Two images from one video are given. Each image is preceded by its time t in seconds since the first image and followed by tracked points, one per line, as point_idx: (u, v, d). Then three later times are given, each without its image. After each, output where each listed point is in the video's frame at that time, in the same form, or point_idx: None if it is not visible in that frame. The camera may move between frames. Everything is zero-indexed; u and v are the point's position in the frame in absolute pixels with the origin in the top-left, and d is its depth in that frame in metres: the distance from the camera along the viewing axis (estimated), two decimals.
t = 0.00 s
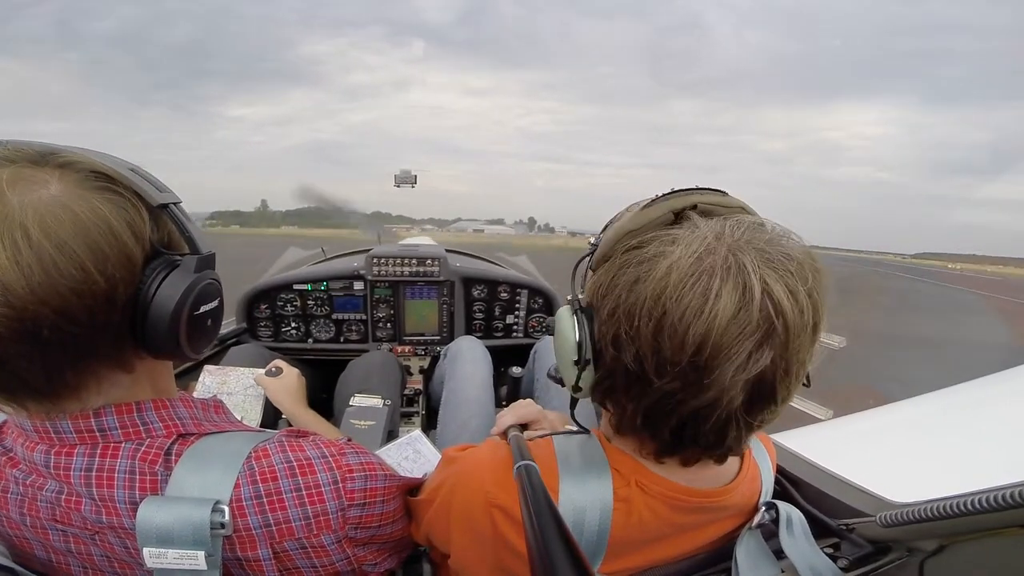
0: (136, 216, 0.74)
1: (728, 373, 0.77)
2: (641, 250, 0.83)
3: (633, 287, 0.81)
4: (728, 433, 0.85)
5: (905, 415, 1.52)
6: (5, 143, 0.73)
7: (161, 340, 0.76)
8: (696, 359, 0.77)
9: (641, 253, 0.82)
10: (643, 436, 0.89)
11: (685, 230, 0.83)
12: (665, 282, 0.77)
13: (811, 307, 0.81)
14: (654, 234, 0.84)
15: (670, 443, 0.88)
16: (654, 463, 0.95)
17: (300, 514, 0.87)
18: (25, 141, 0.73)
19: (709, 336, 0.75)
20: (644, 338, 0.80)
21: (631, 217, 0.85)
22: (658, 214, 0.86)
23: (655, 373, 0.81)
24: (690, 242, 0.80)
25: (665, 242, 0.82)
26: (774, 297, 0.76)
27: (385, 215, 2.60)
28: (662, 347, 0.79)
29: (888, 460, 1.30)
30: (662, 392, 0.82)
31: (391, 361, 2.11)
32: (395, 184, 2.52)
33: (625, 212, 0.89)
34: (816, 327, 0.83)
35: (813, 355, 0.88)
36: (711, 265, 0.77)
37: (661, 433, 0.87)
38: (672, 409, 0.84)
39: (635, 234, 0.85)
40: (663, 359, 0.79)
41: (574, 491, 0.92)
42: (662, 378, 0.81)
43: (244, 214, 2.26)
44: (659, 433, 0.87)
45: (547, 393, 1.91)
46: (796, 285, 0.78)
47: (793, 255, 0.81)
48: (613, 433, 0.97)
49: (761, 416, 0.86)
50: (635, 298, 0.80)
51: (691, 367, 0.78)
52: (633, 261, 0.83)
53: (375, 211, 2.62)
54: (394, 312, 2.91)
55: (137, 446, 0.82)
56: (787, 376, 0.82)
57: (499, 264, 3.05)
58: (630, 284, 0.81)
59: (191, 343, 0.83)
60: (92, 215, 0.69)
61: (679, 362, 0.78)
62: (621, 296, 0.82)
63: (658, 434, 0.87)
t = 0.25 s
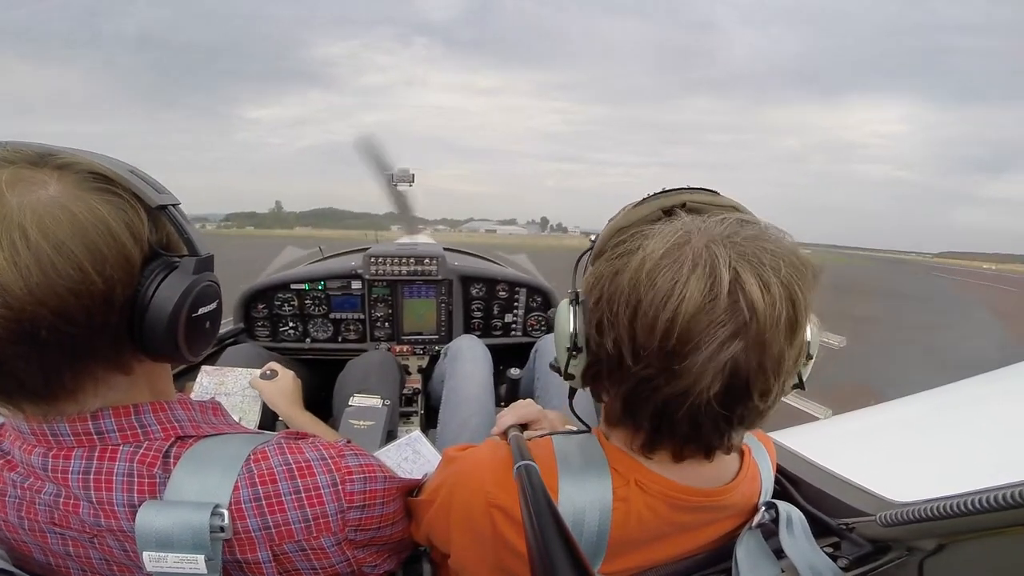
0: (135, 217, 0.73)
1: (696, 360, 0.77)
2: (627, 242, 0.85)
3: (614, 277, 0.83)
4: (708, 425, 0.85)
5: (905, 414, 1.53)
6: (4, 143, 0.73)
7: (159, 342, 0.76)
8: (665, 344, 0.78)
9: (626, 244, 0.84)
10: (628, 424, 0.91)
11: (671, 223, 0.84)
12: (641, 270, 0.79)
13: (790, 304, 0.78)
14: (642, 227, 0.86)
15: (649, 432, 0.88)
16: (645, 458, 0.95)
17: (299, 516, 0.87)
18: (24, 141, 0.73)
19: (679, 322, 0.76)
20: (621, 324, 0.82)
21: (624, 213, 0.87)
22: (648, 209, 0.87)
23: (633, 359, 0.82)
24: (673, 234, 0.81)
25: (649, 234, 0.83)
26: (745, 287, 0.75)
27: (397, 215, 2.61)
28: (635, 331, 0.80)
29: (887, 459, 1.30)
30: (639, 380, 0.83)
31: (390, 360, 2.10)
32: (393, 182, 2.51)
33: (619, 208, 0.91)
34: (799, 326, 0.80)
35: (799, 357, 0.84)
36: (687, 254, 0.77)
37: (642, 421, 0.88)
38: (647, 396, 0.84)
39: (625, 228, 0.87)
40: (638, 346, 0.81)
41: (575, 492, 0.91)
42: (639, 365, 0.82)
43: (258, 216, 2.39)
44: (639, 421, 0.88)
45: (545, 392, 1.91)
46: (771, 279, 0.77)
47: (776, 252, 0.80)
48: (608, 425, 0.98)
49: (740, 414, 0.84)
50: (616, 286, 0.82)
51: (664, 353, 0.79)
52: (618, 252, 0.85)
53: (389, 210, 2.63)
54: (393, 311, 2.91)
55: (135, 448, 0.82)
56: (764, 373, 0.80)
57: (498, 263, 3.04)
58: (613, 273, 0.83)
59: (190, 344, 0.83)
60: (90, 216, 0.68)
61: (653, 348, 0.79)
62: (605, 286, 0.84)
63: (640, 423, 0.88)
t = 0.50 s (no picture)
0: (131, 211, 0.73)
1: (682, 356, 0.77)
2: (624, 238, 0.85)
3: (608, 271, 0.83)
4: (696, 422, 0.85)
5: (905, 415, 1.53)
6: None
7: (156, 336, 0.76)
8: (652, 339, 0.78)
9: (622, 241, 0.85)
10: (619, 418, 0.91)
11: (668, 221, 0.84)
12: (632, 265, 0.80)
13: (780, 306, 0.78)
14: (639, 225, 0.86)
15: (638, 427, 0.89)
16: (644, 456, 0.95)
17: (298, 513, 0.87)
18: (18, 136, 0.73)
19: (665, 318, 0.76)
20: (612, 319, 0.83)
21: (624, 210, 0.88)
22: (647, 207, 0.87)
23: (622, 353, 0.83)
24: (668, 231, 0.81)
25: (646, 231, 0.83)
26: (734, 286, 0.75)
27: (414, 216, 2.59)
28: (625, 325, 0.81)
29: (887, 461, 1.30)
30: (627, 374, 0.84)
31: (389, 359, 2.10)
32: (395, 181, 2.51)
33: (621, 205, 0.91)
34: (790, 329, 0.80)
35: (793, 360, 0.84)
36: (678, 251, 0.78)
37: (631, 416, 0.88)
38: (636, 390, 0.85)
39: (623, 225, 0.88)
40: (627, 340, 0.81)
41: (575, 491, 0.91)
42: (627, 359, 0.83)
43: (276, 214, 2.47)
44: (628, 415, 0.89)
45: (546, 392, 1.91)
46: (761, 279, 0.76)
47: (769, 253, 0.79)
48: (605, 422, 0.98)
49: (728, 413, 0.84)
50: (608, 281, 0.83)
51: (650, 348, 0.79)
52: (613, 248, 0.85)
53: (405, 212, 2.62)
54: (393, 310, 2.91)
55: (132, 445, 0.82)
56: (752, 373, 0.79)
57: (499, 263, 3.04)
58: (606, 268, 0.84)
59: (188, 340, 0.83)
60: (85, 210, 0.68)
61: (639, 343, 0.80)
62: (598, 280, 0.85)
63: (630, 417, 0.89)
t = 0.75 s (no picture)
0: (127, 216, 0.73)
1: (692, 359, 0.78)
2: (628, 241, 0.85)
3: (612, 275, 0.83)
4: (706, 423, 0.85)
5: (903, 414, 1.53)
6: None
7: (154, 341, 0.76)
8: (661, 342, 0.78)
9: (625, 245, 0.85)
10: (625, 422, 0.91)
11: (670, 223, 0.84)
12: (638, 269, 0.80)
13: (787, 304, 0.79)
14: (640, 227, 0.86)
15: (645, 431, 0.89)
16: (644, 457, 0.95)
17: (298, 515, 0.87)
18: (11, 141, 0.72)
19: (674, 320, 0.76)
20: (618, 323, 0.83)
21: (622, 213, 0.88)
22: (647, 209, 0.88)
23: (629, 357, 0.83)
24: (671, 233, 0.81)
25: (650, 234, 0.83)
26: (742, 287, 0.76)
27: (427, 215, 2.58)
28: (632, 330, 0.81)
29: (886, 460, 1.31)
30: (635, 377, 0.84)
31: (387, 361, 2.10)
32: (390, 183, 2.51)
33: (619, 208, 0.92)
34: (796, 327, 0.81)
35: (797, 358, 0.85)
36: (683, 253, 0.78)
37: (639, 419, 0.88)
38: (644, 394, 0.84)
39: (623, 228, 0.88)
40: (634, 344, 0.81)
41: (575, 492, 0.92)
42: (635, 363, 0.83)
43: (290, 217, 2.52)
44: (635, 420, 0.89)
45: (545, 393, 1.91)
46: (767, 278, 0.77)
47: (774, 253, 0.80)
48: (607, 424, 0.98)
49: (737, 413, 0.84)
50: (613, 285, 0.83)
51: (658, 351, 0.79)
52: (616, 252, 0.85)
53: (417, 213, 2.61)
54: (390, 311, 2.90)
55: (132, 449, 0.82)
56: (760, 372, 0.80)
57: (496, 264, 3.04)
58: (610, 272, 0.84)
59: (186, 344, 0.82)
60: (80, 216, 0.68)
61: (647, 346, 0.80)
62: (602, 284, 0.85)
63: (637, 420, 0.89)
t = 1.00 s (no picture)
0: (130, 216, 0.73)
1: (699, 359, 0.78)
2: (629, 242, 0.85)
3: (615, 277, 0.83)
4: (711, 423, 0.85)
5: (903, 414, 1.53)
6: None
7: (155, 342, 0.75)
8: (668, 344, 0.78)
9: (627, 246, 0.84)
10: (629, 425, 0.91)
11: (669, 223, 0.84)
12: (642, 270, 0.79)
13: (790, 302, 0.79)
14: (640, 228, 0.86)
15: (650, 433, 0.89)
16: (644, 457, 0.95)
17: (299, 517, 0.87)
18: (15, 138, 0.72)
19: (681, 322, 0.76)
20: (622, 325, 0.83)
21: (621, 215, 0.87)
22: (646, 209, 0.88)
23: (634, 360, 0.83)
24: (673, 234, 0.81)
25: (652, 235, 0.83)
26: (747, 287, 0.76)
27: (444, 215, 2.55)
28: (637, 332, 0.81)
29: (886, 461, 1.31)
30: (640, 380, 0.84)
31: (387, 361, 2.10)
32: (390, 182, 2.50)
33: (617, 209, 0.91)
34: (798, 324, 0.82)
35: (799, 355, 0.85)
36: (687, 254, 0.78)
37: (644, 421, 0.88)
38: (650, 396, 0.84)
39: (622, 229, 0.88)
40: (640, 347, 0.81)
41: (575, 492, 0.92)
42: (640, 366, 0.83)
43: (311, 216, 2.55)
44: (640, 422, 0.89)
45: (545, 393, 1.91)
46: (771, 277, 0.77)
47: (775, 251, 0.80)
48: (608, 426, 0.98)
49: (742, 412, 0.85)
50: (616, 287, 0.83)
51: (665, 353, 0.79)
52: (618, 253, 0.85)
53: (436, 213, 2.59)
54: (389, 310, 2.90)
55: (132, 451, 0.82)
56: (765, 370, 0.80)
57: (496, 264, 3.04)
58: (613, 274, 0.84)
59: (187, 346, 0.82)
60: (83, 215, 0.68)
61: (653, 348, 0.80)
62: (604, 287, 0.85)
63: (642, 422, 0.88)
